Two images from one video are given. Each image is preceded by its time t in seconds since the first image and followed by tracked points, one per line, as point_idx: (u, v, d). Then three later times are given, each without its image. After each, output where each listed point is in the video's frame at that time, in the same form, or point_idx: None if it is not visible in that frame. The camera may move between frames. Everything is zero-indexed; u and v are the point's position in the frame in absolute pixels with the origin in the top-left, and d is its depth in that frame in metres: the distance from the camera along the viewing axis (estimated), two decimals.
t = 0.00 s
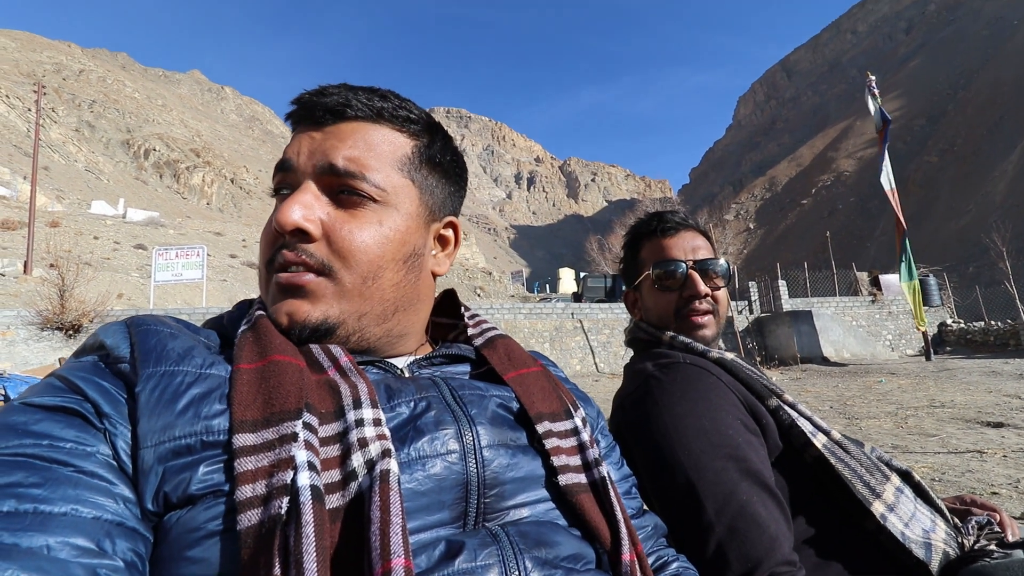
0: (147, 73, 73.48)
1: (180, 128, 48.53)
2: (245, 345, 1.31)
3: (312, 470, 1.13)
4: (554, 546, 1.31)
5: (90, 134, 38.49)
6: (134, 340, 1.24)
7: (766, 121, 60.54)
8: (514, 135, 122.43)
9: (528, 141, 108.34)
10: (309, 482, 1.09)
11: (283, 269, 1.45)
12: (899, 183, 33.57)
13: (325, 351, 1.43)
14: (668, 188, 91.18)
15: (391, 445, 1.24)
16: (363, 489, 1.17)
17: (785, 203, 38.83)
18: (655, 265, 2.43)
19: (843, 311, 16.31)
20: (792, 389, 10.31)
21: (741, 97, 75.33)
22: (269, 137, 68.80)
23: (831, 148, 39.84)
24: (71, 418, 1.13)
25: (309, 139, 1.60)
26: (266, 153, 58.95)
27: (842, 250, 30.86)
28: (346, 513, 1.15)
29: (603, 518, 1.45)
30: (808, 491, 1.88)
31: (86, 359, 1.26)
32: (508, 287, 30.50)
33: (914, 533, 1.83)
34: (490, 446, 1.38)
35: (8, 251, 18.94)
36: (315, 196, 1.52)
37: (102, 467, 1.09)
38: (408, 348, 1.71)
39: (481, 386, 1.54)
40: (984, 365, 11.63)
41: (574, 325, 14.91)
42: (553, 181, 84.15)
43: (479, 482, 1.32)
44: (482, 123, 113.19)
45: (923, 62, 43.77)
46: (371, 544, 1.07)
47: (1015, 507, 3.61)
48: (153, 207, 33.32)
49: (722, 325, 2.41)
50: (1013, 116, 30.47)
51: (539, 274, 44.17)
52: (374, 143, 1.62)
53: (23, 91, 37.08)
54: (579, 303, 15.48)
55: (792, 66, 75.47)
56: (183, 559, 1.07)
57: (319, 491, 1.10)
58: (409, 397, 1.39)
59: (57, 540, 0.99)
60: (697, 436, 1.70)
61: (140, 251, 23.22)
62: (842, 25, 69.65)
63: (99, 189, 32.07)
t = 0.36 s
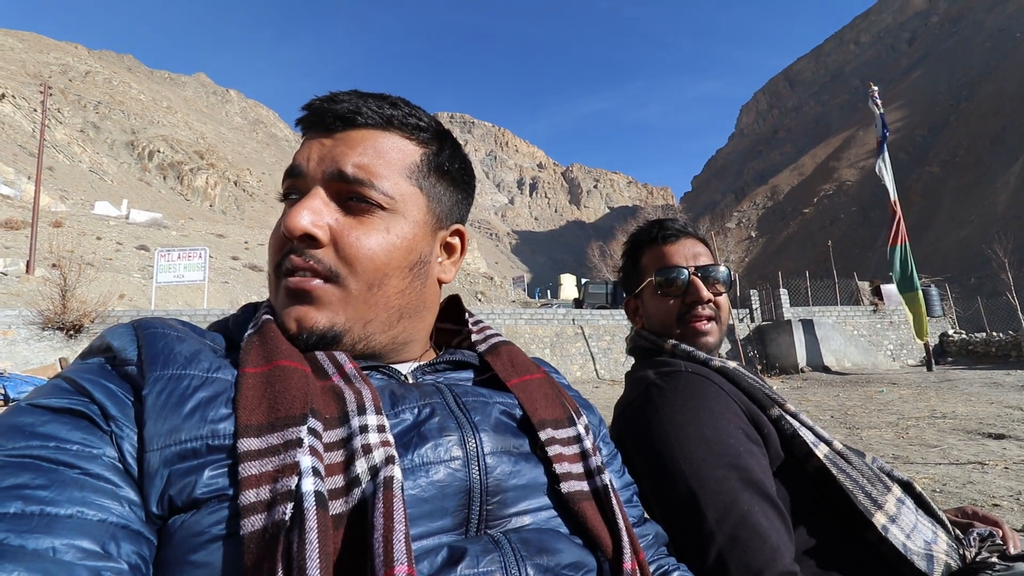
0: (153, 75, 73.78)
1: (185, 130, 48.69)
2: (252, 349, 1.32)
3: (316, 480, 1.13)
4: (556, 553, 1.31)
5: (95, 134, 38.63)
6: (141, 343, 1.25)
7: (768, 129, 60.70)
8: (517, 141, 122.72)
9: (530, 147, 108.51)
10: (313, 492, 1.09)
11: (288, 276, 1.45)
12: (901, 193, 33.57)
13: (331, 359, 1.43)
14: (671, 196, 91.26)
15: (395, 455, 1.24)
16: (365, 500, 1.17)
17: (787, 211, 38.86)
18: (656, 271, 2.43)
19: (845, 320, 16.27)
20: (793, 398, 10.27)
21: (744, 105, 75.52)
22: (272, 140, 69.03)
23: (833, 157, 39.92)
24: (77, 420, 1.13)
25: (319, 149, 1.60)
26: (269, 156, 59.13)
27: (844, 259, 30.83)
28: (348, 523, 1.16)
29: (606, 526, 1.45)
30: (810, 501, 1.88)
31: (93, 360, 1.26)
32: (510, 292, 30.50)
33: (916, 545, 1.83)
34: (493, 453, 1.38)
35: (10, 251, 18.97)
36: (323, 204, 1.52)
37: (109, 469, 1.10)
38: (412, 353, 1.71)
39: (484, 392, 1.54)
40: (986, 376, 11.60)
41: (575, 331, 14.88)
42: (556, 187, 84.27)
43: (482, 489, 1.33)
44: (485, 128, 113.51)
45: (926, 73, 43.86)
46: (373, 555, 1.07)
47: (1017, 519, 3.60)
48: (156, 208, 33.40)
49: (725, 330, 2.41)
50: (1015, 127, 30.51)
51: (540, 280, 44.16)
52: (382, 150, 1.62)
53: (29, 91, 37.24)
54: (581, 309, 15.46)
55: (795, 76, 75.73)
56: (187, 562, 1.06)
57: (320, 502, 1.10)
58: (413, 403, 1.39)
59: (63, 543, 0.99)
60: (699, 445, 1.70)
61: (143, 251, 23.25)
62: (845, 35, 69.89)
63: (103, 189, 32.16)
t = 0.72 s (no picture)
0: (156, 75, 74.03)
1: (188, 131, 48.85)
2: (262, 352, 1.31)
3: (319, 493, 1.11)
4: (558, 553, 1.31)
5: (99, 135, 38.78)
6: (146, 344, 1.24)
7: (771, 131, 60.68)
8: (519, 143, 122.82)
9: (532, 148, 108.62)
10: (314, 508, 1.08)
11: (448, 294, 1.42)
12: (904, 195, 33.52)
13: (345, 362, 1.42)
14: (673, 198, 91.24)
15: (399, 465, 1.23)
16: (370, 512, 1.16)
17: (789, 214, 38.84)
18: (655, 272, 2.43)
19: (847, 322, 16.24)
20: (795, 401, 10.25)
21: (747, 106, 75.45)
22: (275, 141, 69.19)
23: (835, 159, 39.90)
24: (77, 421, 1.13)
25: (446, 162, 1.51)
26: (272, 157, 59.25)
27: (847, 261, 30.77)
28: (353, 535, 1.15)
29: (608, 527, 1.45)
30: (811, 504, 1.87)
31: (95, 359, 1.25)
32: (512, 293, 30.52)
33: (918, 548, 1.82)
34: (495, 454, 1.38)
35: (14, 250, 19.03)
36: (469, 223, 1.49)
37: (109, 471, 1.09)
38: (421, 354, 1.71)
39: (489, 394, 1.53)
40: (989, 379, 11.56)
41: (577, 332, 14.87)
42: (558, 188, 84.36)
43: (484, 491, 1.32)
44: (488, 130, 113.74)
45: (929, 75, 43.81)
46: (377, 567, 1.06)
47: (1020, 523, 3.58)
48: (159, 208, 33.49)
49: (725, 328, 2.40)
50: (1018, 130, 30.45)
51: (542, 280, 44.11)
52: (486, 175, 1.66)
53: (33, 91, 37.37)
54: (582, 310, 15.46)
55: (797, 78, 75.76)
56: (189, 562, 1.07)
57: (323, 516, 1.09)
58: (418, 405, 1.39)
59: (63, 545, 0.99)
60: (701, 447, 1.69)
61: (146, 251, 23.31)
62: (848, 37, 69.84)
63: (106, 190, 32.26)
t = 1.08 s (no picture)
0: (160, 86, 74.58)
1: (191, 141, 49.12)
2: (287, 358, 1.33)
3: (339, 498, 1.12)
4: (566, 563, 1.29)
5: (102, 145, 39.03)
6: (165, 349, 1.25)
7: (771, 138, 60.82)
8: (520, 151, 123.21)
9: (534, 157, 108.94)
10: (335, 513, 1.09)
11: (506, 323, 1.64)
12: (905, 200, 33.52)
13: (364, 367, 1.43)
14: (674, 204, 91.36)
15: (416, 473, 1.24)
16: (387, 523, 1.16)
17: (791, 220, 38.86)
18: (656, 280, 2.43)
19: (850, 328, 16.19)
20: (799, 407, 10.21)
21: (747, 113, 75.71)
22: (278, 151, 69.57)
23: (836, 165, 39.97)
24: (89, 425, 1.13)
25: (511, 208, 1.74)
26: (274, 166, 59.51)
27: (849, 266, 30.73)
28: (368, 544, 1.15)
29: (615, 530, 1.45)
30: (815, 511, 1.86)
31: (110, 364, 1.25)
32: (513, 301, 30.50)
33: (923, 555, 1.81)
34: (504, 462, 1.38)
35: (17, 261, 19.10)
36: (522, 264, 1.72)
37: (121, 475, 1.09)
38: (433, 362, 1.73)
39: (502, 400, 1.54)
40: (992, 384, 11.51)
41: (579, 339, 14.85)
42: (559, 196, 84.54)
43: (493, 497, 1.32)
44: (489, 139, 114.19)
45: (929, 81, 43.97)
46: (397, 571, 1.07)
47: None
48: (162, 218, 33.59)
49: (726, 335, 2.41)
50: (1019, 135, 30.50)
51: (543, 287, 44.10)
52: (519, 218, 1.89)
53: (37, 103, 37.64)
54: (584, 318, 15.45)
55: (796, 85, 76.04)
56: (201, 564, 1.06)
57: (343, 522, 1.10)
58: (430, 411, 1.40)
59: (75, 547, 1.00)
60: (707, 454, 1.69)
61: (148, 261, 23.35)
62: (847, 44, 70.19)
63: (109, 200, 32.38)
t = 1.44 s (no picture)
0: (152, 85, 74.11)
1: (184, 139, 48.92)
2: (279, 349, 1.32)
3: (333, 488, 1.12)
4: (562, 552, 1.29)
5: (95, 146, 38.79)
6: (154, 344, 1.24)
7: (767, 128, 60.74)
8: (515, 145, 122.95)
9: (529, 150, 108.61)
10: (328, 504, 1.09)
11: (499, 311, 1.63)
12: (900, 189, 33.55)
13: (358, 359, 1.42)
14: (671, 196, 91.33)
15: (410, 463, 1.23)
16: (381, 513, 1.16)
17: (787, 210, 38.91)
18: (651, 273, 2.43)
19: (847, 317, 16.24)
20: (797, 396, 10.25)
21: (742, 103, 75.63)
22: (272, 149, 69.26)
23: (832, 154, 39.96)
24: (77, 421, 1.12)
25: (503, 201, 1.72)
26: (269, 164, 59.28)
27: (845, 255, 30.79)
28: (363, 534, 1.15)
29: (610, 517, 1.45)
30: (811, 497, 1.87)
31: (99, 360, 1.25)
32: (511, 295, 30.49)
33: (919, 541, 1.81)
34: (499, 451, 1.38)
35: (12, 263, 19.00)
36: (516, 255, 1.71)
37: (110, 470, 1.09)
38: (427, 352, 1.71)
39: (496, 390, 1.53)
40: (989, 370, 11.57)
41: (577, 332, 14.87)
42: (555, 189, 84.44)
43: (487, 487, 1.32)
44: (484, 133, 113.89)
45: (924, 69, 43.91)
46: (391, 563, 1.06)
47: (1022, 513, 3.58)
48: (157, 218, 33.45)
49: (722, 327, 2.40)
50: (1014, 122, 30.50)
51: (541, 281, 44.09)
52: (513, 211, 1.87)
53: (28, 104, 37.37)
54: (582, 311, 15.46)
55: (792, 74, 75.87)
56: (192, 556, 1.06)
57: (336, 513, 1.09)
58: (423, 402, 1.39)
59: (64, 544, 0.99)
60: (702, 442, 1.69)
61: (144, 261, 23.26)
62: (842, 32, 70.04)
63: (103, 200, 32.22)
